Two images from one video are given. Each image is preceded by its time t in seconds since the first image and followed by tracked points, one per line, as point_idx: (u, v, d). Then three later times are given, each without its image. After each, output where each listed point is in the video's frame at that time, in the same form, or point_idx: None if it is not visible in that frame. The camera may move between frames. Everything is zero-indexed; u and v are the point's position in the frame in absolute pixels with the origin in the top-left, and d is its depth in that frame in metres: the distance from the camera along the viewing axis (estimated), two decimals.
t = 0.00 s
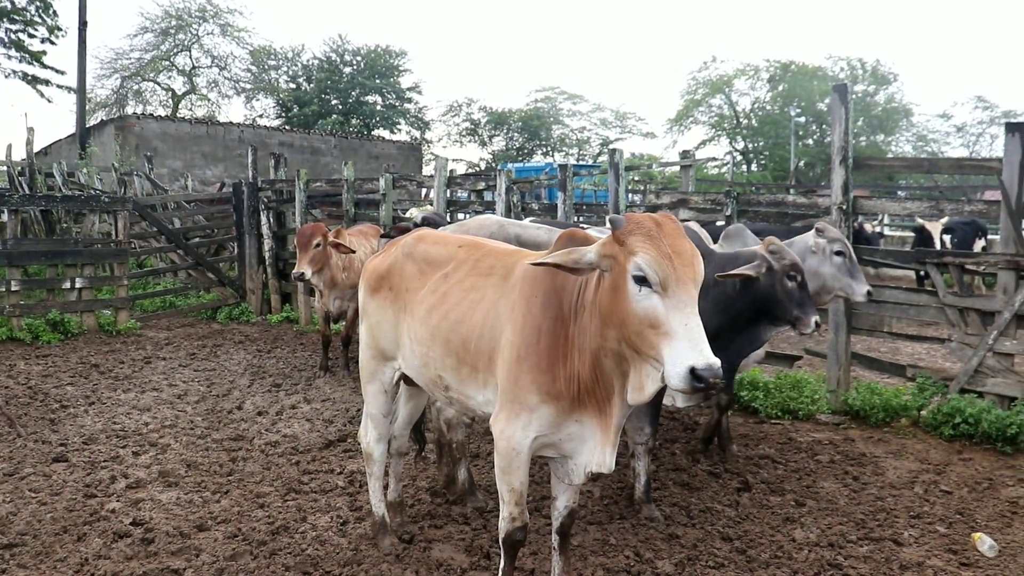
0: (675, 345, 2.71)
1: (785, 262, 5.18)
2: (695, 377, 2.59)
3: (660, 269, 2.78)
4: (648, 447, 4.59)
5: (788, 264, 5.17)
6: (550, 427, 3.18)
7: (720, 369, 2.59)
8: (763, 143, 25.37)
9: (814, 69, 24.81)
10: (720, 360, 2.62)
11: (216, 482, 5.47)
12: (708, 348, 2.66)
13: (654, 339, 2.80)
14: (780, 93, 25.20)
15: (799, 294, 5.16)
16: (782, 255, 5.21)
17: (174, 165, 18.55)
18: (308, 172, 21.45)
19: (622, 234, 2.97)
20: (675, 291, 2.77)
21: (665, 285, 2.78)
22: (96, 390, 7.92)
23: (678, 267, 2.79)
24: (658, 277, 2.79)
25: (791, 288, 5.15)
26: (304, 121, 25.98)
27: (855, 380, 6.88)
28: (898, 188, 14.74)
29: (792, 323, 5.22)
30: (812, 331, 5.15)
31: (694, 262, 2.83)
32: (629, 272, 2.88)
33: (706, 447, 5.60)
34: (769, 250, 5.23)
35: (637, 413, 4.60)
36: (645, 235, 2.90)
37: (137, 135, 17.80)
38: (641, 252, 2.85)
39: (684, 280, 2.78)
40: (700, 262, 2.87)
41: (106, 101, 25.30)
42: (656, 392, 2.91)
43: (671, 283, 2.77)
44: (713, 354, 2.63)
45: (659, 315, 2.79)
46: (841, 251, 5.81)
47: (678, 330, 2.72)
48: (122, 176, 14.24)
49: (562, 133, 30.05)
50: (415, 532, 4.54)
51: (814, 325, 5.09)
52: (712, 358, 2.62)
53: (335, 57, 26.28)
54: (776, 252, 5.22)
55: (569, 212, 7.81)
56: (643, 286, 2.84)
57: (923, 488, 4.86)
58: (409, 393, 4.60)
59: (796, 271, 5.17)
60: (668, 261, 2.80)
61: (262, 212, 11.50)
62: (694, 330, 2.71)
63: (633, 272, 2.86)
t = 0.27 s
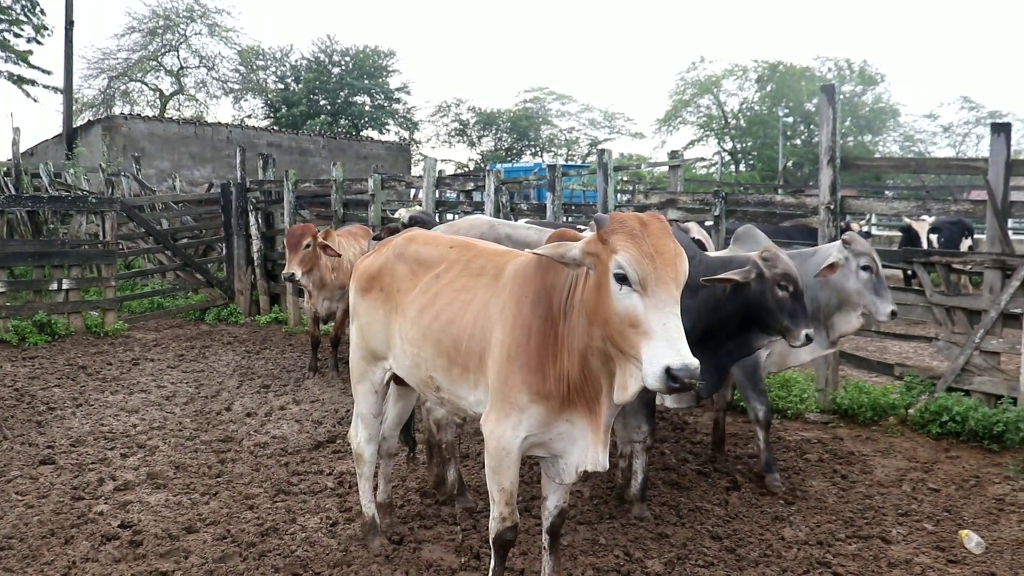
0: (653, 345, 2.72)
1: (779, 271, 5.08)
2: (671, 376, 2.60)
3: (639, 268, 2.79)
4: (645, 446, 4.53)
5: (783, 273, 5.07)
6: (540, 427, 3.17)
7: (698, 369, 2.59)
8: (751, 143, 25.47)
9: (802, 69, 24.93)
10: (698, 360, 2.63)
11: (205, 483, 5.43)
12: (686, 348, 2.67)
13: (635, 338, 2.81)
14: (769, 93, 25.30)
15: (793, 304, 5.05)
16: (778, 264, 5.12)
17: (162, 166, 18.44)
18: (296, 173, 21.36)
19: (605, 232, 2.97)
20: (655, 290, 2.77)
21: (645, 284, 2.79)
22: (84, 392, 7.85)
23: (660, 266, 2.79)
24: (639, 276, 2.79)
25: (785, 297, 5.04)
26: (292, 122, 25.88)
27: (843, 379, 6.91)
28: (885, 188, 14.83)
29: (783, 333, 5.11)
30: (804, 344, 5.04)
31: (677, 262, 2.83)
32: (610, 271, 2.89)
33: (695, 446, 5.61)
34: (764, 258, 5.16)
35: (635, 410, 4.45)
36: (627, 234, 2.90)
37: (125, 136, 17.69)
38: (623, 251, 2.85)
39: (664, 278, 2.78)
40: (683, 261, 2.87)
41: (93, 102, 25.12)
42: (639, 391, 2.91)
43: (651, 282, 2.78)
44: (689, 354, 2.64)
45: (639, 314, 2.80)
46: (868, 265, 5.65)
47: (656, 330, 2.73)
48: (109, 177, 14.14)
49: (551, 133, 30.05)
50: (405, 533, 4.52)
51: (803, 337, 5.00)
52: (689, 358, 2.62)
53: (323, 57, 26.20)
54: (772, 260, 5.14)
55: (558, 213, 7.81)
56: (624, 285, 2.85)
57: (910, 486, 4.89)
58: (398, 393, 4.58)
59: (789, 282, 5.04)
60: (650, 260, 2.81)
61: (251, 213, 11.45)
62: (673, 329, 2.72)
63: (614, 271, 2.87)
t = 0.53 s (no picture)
0: (617, 346, 2.72)
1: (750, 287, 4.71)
2: (634, 377, 2.60)
3: (604, 270, 2.79)
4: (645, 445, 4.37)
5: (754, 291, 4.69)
6: (507, 430, 3.16)
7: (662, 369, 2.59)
8: (723, 145, 25.70)
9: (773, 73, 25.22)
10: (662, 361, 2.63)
11: (173, 489, 5.34)
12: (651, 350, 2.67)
13: (599, 340, 2.81)
14: (740, 96, 25.55)
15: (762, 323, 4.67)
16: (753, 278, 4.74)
17: (131, 169, 18.18)
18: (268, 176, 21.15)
19: (570, 235, 2.96)
20: (620, 292, 2.77)
21: (609, 286, 2.79)
22: (49, 398, 7.69)
23: (624, 268, 2.79)
24: (603, 278, 2.79)
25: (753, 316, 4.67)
26: (264, 124, 25.65)
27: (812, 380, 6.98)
28: (853, 190, 15.04)
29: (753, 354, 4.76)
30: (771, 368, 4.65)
31: (642, 264, 2.83)
32: (575, 274, 2.89)
33: (665, 448, 5.62)
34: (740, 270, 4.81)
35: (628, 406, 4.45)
36: (592, 237, 2.89)
37: (93, 137, 17.43)
38: (587, 253, 2.85)
39: (628, 280, 2.78)
40: (648, 264, 2.87)
41: (60, 103, 24.69)
42: (605, 393, 2.91)
43: (615, 284, 2.78)
44: (653, 355, 2.63)
45: (603, 315, 2.80)
46: (871, 272, 5.39)
47: (620, 331, 2.73)
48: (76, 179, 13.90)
49: (525, 135, 30.05)
50: (374, 537, 4.47)
51: (767, 361, 4.61)
52: (653, 359, 2.62)
53: (296, 59, 26.00)
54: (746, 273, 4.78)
55: (529, 216, 7.80)
56: (588, 287, 2.85)
57: (876, 486, 4.94)
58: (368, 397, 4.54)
59: (757, 300, 4.67)
60: (614, 263, 2.80)
61: (221, 216, 11.32)
62: (637, 331, 2.72)
63: (579, 274, 2.86)
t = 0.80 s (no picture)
0: (556, 349, 2.68)
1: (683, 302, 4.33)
2: (574, 381, 2.57)
3: (542, 274, 2.76)
4: (572, 464, 4.24)
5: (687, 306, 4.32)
6: (448, 433, 3.10)
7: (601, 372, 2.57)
8: (671, 150, 26.07)
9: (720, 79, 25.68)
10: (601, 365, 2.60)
11: (110, 496, 5.14)
12: (590, 353, 2.64)
13: (539, 343, 2.77)
14: (688, 101, 25.96)
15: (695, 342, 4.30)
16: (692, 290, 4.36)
17: (73, 169, 17.52)
18: (213, 178, 20.68)
19: (508, 239, 2.92)
20: (558, 297, 2.74)
21: (548, 289, 2.75)
22: None
23: (563, 272, 2.76)
24: (542, 281, 2.76)
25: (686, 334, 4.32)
26: (210, 125, 25.11)
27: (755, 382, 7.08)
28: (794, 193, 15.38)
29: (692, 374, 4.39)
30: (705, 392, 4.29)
31: (580, 269, 2.80)
32: (514, 278, 2.84)
33: (611, 451, 5.63)
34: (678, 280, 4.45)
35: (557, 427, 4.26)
36: (530, 241, 2.86)
37: (33, 137, 16.65)
38: (526, 257, 2.81)
39: (567, 284, 2.75)
40: (587, 267, 2.85)
41: None
42: (545, 396, 2.88)
43: (554, 288, 2.75)
44: (592, 358, 2.61)
45: (542, 319, 2.76)
46: (831, 273, 5.21)
47: (559, 335, 2.69)
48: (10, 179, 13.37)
49: (473, 138, 30.09)
50: (318, 543, 4.36)
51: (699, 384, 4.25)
52: (592, 362, 2.59)
53: (244, 60, 25.53)
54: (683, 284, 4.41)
55: (475, 218, 7.76)
56: (528, 291, 2.81)
57: (816, 486, 5.01)
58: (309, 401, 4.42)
59: (688, 317, 4.28)
60: (553, 266, 2.77)
61: (163, 218, 11.01)
62: (576, 335, 2.68)
63: (518, 278, 2.82)
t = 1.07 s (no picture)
0: (500, 351, 2.66)
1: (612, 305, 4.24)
2: (518, 382, 2.55)
3: (486, 275, 2.73)
4: (519, 468, 4.23)
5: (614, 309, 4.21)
6: (395, 435, 3.04)
7: (544, 373, 2.55)
8: (624, 152, 26.31)
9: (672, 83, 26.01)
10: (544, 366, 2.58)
11: (53, 503, 4.96)
12: (533, 355, 2.62)
13: (484, 345, 2.75)
14: (641, 104, 26.24)
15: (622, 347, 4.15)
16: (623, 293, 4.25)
17: (15, 170, 16.92)
18: (161, 180, 20.17)
19: (453, 240, 2.89)
20: (502, 298, 2.72)
21: (492, 291, 2.73)
22: None
23: (507, 274, 2.74)
24: (486, 283, 2.73)
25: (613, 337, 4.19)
26: (159, 125, 24.54)
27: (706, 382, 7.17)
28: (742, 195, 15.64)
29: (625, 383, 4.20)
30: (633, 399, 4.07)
31: (523, 270, 2.79)
32: (458, 280, 2.82)
33: (563, 452, 5.63)
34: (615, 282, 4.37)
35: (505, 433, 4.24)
36: (475, 243, 2.83)
37: None
38: (470, 259, 2.79)
39: (511, 285, 2.73)
40: (531, 269, 2.84)
41: None
42: (491, 398, 2.86)
43: (498, 290, 2.73)
44: (536, 359, 2.59)
45: (486, 321, 2.74)
46: (785, 274, 5.23)
47: (503, 337, 2.67)
48: None
49: (426, 141, 30.00)
50: (269, 547, 4.26)
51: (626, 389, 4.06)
52: (535, 363, 2.58)
53: (193, 60, 25.03)
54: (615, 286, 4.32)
55: (427, 220, 7.71)
56: (472, 293, 2.79)
57: (764, 484, 5.08)
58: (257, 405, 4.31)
59: (617, 318, 4.17)
60: (496, 268, 2.75)
61: (108, 219, 10.72)
62: (520, 337, 2.67)
63: (462, 280, 2.79)
